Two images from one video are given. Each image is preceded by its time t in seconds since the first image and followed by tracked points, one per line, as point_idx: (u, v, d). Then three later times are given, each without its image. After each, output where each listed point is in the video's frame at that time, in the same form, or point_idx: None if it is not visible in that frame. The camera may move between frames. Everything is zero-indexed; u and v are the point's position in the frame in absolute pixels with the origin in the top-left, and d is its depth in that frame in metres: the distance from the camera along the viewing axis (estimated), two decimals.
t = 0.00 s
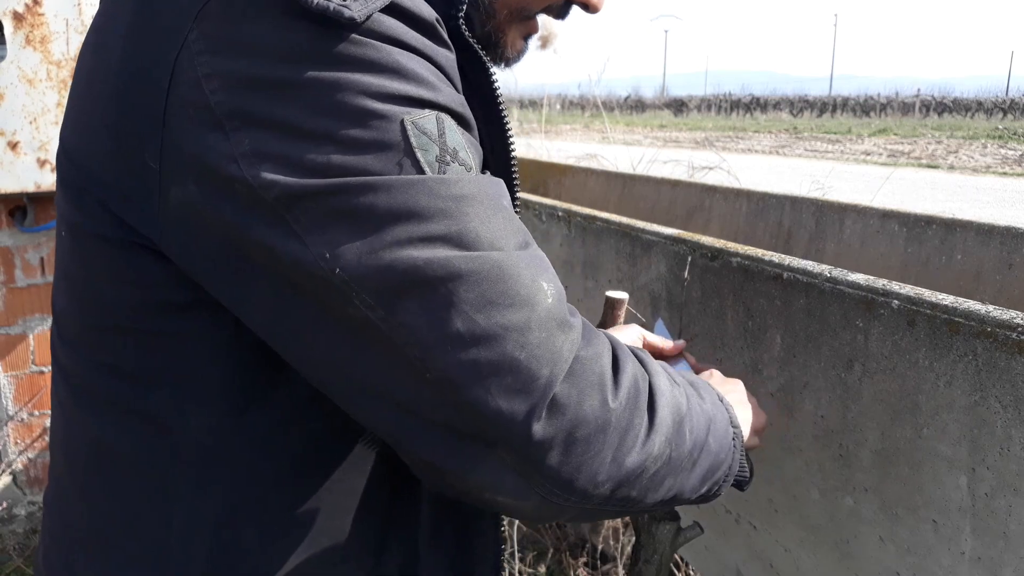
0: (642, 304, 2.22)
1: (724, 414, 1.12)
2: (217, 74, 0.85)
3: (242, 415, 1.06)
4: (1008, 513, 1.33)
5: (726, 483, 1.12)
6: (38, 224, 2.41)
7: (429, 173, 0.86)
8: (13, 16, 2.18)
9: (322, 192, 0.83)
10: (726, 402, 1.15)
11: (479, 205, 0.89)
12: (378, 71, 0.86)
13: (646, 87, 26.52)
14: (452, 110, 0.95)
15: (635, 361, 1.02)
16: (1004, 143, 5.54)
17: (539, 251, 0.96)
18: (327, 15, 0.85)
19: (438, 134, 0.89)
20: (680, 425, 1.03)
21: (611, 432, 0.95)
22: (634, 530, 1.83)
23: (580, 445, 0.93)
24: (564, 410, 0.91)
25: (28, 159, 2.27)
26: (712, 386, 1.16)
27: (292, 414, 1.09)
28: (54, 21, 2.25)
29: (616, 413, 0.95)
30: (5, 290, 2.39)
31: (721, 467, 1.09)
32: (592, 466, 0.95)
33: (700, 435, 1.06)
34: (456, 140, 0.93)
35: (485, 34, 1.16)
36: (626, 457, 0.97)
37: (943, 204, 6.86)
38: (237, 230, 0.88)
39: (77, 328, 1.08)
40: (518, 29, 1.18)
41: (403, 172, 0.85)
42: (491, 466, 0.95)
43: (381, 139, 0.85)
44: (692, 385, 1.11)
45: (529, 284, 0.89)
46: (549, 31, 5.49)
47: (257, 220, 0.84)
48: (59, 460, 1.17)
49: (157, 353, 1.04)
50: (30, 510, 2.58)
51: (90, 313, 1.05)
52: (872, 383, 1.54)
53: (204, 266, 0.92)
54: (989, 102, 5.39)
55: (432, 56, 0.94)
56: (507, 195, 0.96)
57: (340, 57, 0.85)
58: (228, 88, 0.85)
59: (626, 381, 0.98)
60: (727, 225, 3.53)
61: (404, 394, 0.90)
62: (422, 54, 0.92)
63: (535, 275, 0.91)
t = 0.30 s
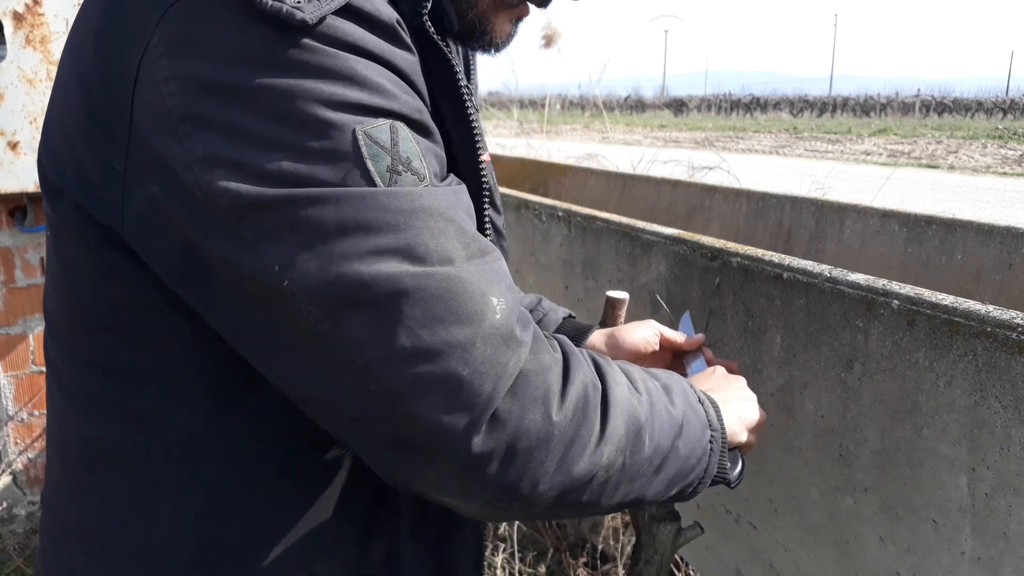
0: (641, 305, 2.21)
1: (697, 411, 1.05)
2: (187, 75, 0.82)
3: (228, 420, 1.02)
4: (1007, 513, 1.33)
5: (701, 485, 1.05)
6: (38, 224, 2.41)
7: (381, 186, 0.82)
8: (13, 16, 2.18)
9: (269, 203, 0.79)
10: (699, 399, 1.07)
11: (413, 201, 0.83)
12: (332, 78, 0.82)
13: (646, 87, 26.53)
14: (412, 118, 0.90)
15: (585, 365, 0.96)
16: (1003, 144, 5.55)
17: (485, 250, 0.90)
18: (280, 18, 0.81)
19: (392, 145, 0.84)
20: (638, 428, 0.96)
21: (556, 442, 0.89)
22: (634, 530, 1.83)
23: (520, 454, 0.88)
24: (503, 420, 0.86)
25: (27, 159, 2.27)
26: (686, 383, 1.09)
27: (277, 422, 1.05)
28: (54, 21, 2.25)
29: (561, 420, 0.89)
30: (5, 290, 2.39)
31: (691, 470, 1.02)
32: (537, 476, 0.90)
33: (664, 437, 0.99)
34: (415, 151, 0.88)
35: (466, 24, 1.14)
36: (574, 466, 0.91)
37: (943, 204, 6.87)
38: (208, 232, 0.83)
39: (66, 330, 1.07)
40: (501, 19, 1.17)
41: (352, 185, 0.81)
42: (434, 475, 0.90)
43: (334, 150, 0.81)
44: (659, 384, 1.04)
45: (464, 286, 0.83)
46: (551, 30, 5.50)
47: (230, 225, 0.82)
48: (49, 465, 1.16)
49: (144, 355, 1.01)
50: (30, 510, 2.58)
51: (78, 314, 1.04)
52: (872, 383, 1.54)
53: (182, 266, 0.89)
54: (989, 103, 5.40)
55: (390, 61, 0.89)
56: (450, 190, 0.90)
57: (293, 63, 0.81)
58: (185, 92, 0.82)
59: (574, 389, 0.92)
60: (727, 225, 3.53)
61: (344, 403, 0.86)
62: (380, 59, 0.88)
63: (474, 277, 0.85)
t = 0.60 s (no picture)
0: (641, 304, 2.22)
1: (684, 410, 1.05)
2: (185, 75, 0.82)
3: (226, 419, 1.02)
4: (1008, 513, 1.33)
5: (687, 483, 1.04)
6: (38, 224, 2.41)
7: (371, 178, 0.81)
8: (13, 16, 2.18)
9: (258, 194, 0.80)
10: (687, 398, 1.07)
11: (401, 191, 0.82)
12: (321, 71, 0.82)
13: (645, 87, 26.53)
14: (402, 111, 0.89)
15: (573, 358, 0.96)
16: (1003, 143, 5.54)
17: (473, 243, 0.90)
18: (269, 13, 0.81)
19: (380, 136, 0.83)
20: (623, 424, 0.96)
21: (540, 434, 0.89)
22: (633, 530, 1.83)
23: (504, 444, 0.88)
24: (488, 411, 0.86)
25: (27, 159, 2.27)
26: (673, 382, 1.09)
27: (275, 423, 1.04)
28: (54, 21, 2.25)
29: (546, 412, 0.89)
30: (5, 290, 2.39)
31: (677, 467, 1.02)
32: (521, 468, 0.89)
33: (649, 434, 0.99)
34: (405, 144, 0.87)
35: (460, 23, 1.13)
36: (558, 459, 0.91)
37: (942, 204, 6.87)
38: (204, 231, 0.83)
39: (65, 330, 1.07)
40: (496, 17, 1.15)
41: (340, 177, 0.80)
42: (418, 467, 0.89)
43: (322, 141, 0.80)
44: (646, 380, 1.04)
45: (451, 277, 0.83)
46: (552, 31, 5.50)
47: (226, 223, 0.82)
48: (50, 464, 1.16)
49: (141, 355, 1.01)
50: (30, 510, 2.57)
51: (76, 314, 1.04)
52: (872, 383, 1.54)
53: (178, 265, 0.89)
54: (989, 103, 5.40)
55: (380, 55, 0.88)
56: (439, 182, 0.89)
57: (282, 57, 0.81)
58: (177, 86, 0.82)
59: (559, 382, 0.92)
60: (727, 225, 3.53)
61: (329, 394, 0.85)
62: (370, 54, 0.87)
63: (461, 268, 0.85)
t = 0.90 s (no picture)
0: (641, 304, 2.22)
1: (633, 412, 1.04)
2: (177, 73, 0.81)
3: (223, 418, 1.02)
4: (1006, 512, 1.34)
5: (628, 482, 1.04)
6: (39, 224, 2.42)
7: (335, 178, 0.80)
8: (14, 17, 2.18)
9: (224, 190, 0.79)
10: (637, 400, 1.06)
11: (355, 192, 0.81)
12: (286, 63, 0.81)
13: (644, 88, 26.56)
14: (373, 107, 0.87)
15: (521, 366, 0.95)
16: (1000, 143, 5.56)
17: (432, 251, 0.88)
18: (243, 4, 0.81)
19: (347, 135, 0.82)
20: (568, 432, 0.95)
21: (484, 444, 0.88)
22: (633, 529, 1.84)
23: (443, 452, 0.86)
24: (433, 420, 0.85)
25: (29, 159, 2.28)
26: (626, 381, 1.08)
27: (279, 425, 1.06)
28: (55, 21, 2.25)
29: (490, 423, 0.88)
30: (6, 290, 2.39)
31: (620, 469, 1.01)
32: (460, 478, 0.88)
33: (595, 439, 0.98)
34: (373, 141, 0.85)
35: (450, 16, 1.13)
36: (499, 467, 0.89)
37: (941, 204, 6.88)
38: (177, 225, 0.84)
39: (63, 329, 1.07)
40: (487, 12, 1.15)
41: (307, 175, 0.79)
42: (358, 472, 0.88)
43: (287, 138, 0.79)
44: (597, 384, 1.03)
45: (404, 286, 0.81)
46: (552, 31, 5.51)
47: (193, 218, 0.82)
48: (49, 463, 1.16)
49: (136, 355, 1.02)
50: (31, 509, 2.58)
51: (72, 312, 1.04)
52: (871, 383, 1.54)
53: (166, 261, 0.89)
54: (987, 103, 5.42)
55: (353, 46, 0.87)
56: (405, 188, 0.88)
57: (249, 49, 0.80)
58: (150, 79, 0.82)
59: (507, 390, 0.91)
60: (726, 224, 3.53)
61: (282, 394, 0.85)
62: (343, 48, 0.86)
63: (413, 275, 0.83)
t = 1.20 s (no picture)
0: (641, 305, 2.21)
1: (524, 463, 0.89)
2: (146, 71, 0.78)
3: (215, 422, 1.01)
4: (1007, 513, 1.35)
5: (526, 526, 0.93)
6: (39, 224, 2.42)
7: (211, 219, 0.74)
8: (13, 16, 2.18)
9: (98, 206, 0.74)
10: (541, 452, 0.90)
11: (200, 239, 0.73)
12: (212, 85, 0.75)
13: (645, 88, 26.55)
14: (291, 149, 0.79)
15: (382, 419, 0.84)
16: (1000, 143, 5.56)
17: (300, 308, 0.78)
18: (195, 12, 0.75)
19: (238, 173, 0.75)
20: (406, 497, 0.82)
21: (276, 511, 0.78)
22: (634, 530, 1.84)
23: (217, 515, 0.77)
24: (219, 492, 0.76)
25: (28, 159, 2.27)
26: (533, 421, 0.92)
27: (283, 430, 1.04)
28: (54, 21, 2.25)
29: (279, 493, 0.77)
30: (6, 290, 2.39)
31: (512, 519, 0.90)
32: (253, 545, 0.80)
33: (451, 506, 0.85)
34: (272, 187, 0.77)
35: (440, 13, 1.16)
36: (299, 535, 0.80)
37: (942, 204, 6.88)
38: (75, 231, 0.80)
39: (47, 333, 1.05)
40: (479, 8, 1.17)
41: (182, 206, 0.73)
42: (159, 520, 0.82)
43: (172, 160, 0.74)
44: (480, 437, 0.87)
45: (232, 355, 0.73)
46: (558, 31, 5.51)
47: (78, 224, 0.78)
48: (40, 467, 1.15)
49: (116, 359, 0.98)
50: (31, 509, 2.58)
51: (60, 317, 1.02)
52: (871, 382, 1.54)
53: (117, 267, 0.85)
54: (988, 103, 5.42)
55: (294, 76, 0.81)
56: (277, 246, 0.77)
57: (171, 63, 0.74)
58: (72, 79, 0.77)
59: (324, 455, 0.79)
60: (727, 224, 3.53)
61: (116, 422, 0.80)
62: (278, 65, 0.79)
63: (249, 340, 0.74)
